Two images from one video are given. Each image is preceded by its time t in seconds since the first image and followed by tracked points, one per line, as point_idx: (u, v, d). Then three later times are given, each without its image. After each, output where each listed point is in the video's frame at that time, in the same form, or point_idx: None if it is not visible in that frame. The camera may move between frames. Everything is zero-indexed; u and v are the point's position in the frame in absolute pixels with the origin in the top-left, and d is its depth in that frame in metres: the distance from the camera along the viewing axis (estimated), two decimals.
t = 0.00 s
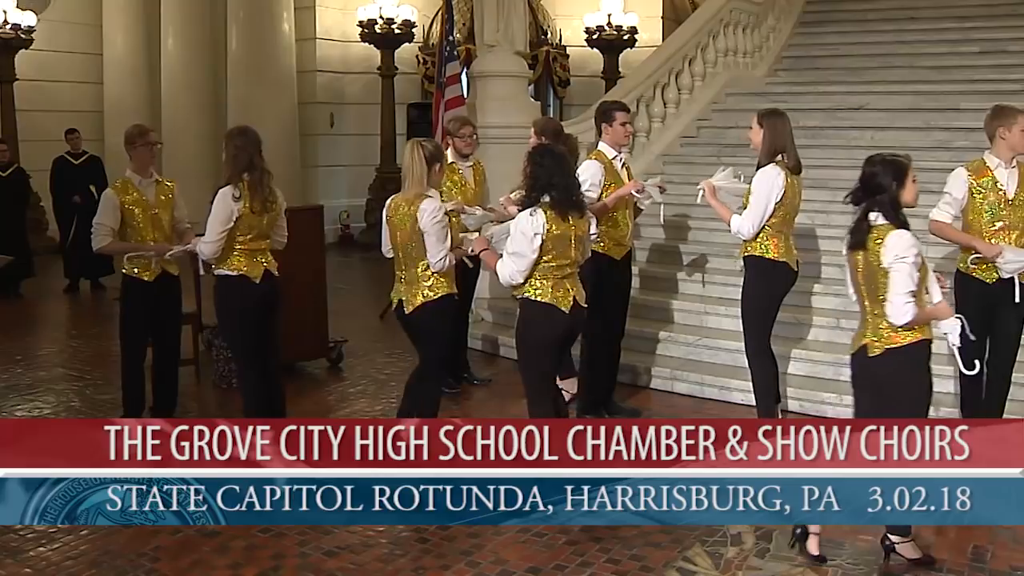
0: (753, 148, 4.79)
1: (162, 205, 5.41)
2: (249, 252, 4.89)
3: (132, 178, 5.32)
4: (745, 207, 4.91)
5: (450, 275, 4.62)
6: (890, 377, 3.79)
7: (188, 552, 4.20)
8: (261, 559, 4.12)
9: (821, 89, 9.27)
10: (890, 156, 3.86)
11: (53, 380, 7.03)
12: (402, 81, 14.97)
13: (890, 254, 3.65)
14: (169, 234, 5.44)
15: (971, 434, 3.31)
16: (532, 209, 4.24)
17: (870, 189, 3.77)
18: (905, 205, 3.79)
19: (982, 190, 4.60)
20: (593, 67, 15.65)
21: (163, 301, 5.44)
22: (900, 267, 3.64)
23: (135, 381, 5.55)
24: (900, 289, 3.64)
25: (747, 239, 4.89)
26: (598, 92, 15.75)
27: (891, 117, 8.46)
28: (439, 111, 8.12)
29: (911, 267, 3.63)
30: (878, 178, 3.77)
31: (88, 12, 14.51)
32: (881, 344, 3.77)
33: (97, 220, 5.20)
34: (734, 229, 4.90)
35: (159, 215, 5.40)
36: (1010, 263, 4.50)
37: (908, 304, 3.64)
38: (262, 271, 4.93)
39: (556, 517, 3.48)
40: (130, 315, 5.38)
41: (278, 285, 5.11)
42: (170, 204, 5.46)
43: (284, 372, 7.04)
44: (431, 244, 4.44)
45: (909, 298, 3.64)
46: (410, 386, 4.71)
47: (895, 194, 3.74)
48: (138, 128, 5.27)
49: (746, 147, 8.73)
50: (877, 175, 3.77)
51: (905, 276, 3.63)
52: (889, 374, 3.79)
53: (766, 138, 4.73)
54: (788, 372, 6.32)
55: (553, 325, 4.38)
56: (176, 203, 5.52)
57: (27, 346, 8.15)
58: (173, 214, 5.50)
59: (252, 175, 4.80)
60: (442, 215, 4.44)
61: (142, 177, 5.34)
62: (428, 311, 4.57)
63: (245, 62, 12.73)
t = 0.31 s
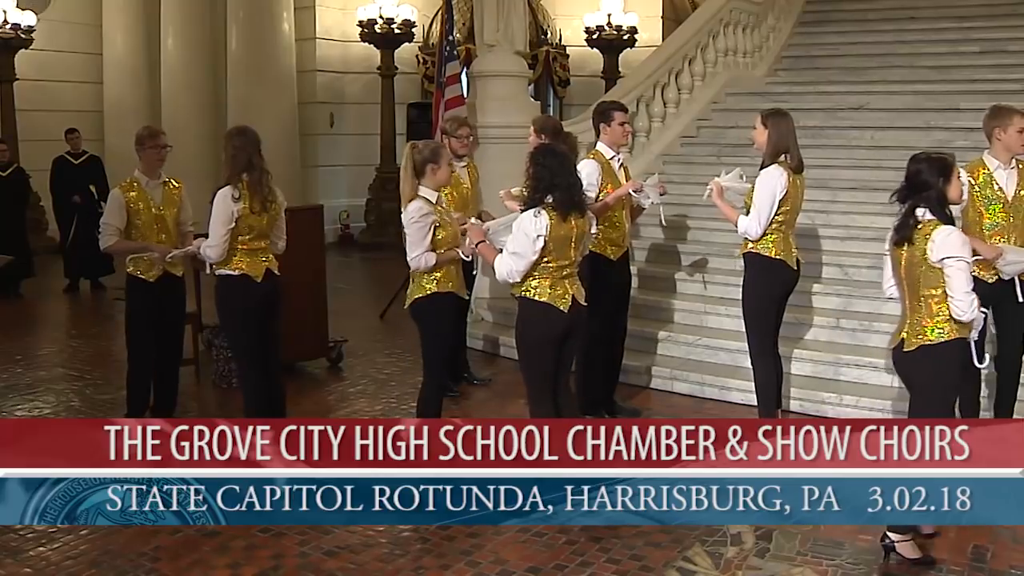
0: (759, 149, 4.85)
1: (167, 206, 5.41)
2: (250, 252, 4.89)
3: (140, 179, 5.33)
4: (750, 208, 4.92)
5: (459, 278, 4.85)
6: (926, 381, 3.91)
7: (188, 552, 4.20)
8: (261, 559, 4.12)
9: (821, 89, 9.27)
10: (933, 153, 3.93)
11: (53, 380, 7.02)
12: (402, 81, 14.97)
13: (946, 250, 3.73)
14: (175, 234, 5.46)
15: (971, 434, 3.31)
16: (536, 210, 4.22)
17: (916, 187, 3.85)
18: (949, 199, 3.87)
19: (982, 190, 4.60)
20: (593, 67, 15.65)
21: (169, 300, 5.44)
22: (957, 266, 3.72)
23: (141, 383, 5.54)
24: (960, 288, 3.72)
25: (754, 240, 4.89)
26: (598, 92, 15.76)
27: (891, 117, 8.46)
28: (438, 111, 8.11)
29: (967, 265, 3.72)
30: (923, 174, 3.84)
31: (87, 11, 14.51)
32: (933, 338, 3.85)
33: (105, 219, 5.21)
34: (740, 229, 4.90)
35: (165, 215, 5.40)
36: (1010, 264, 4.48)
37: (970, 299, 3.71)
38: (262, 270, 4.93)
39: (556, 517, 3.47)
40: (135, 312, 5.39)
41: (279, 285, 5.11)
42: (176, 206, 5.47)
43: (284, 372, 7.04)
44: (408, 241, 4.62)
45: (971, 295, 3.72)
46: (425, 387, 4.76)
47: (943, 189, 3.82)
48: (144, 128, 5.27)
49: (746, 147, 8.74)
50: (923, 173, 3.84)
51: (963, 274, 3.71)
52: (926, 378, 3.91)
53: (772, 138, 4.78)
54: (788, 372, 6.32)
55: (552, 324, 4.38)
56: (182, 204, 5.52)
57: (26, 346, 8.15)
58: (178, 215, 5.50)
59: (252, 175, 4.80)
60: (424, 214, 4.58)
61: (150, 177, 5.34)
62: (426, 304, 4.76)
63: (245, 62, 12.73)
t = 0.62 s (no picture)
0: (760, 148, 4.85)
1: (165, 205, 5.42)
2: (250, 252, 4.89)
3: (138, 178, 5.34)
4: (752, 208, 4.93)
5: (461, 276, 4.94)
6: (959, 378, 3.96)
7: (188, 551, 4.19)
8: (261, 559, 4.12)
9: (821, 89, 9.27)
10: (975, 158, 3.96)
11: (53, 380, 7.02)
12: (402, 81, 14.97)
13: (971, 255, 3.77)
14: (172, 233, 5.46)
15: (971, 434, 3.31)
16: (541, 209, 4.22)
17: (955, 190, 3.88)
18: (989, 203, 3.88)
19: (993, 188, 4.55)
20: (593, 67, 15.66)
21: (165, 299, 5.45)
22: (978, 271, 3.75)
23: (142, 386, 5.59)
24: (980, 291, 3.75)
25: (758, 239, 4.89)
26: (598, 92, 15.77)
27: (892, 117, 8.46)
28: (439, 111, 8.11)
29: (989, 270, 3.74)
30: (962, 178, 3.87)
31: (87, 11, 14.51)
32: (963, 337, 3.92)
33: (103, 216, 5.21)
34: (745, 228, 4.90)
35: (162, 213, 5.41)
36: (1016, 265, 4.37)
37: (992, 305, 3.74)
38: (263, 270, 4.92)
39: (556, 516, 3.47)
40: (131, 314, 5.39)
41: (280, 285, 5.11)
42: (173, 204, 5.48)
43: (284, 372, 7.03)
44: (398, 229, 4.71)
45: (992, 298, 3.74)
46: (425, 387, 4.76)
47: (980, 195, 3.83)
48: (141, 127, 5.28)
49: (747, 146, 8.74)
50: (960, 176, 3.87)
51: (985, 279, 3.74)
52: (962, 374, 3.95)
53: (775, 138, 4.78)
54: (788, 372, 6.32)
55: (555, 323, 4.38)
56: (180, 204, 5.53)
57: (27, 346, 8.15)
58: (175, 215, 5.51)
59: (252, 174, 4.80)
60: (416, 206, 4.67)
61: (148, 176, 5.35)
62: (428, 301, 4.80)
63: (245, 61, 12.73)
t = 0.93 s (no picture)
0: (759, 147, 4.86)
1: (160, 204, 5.44)
2: (251, 252, 4.89)
3: (131, 177, 5.35)
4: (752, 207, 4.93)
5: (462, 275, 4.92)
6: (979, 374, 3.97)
7: (188, 552, 4.19)
8: (261, 559, 4.12)
9: (820, 89, 9.27)
10: (1005, 157, 3.95)
11: (53, 380, 7.02)
12: (402, 81, 14.97)
13: (981, 250, 3.83)
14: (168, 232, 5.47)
15: (971, 434, 3.32)
16: (545, 208, 4.22)
17: (980, 187, 3.91)
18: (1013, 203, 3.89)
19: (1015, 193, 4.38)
20: (593, 67, 15.65)
21: (162, 300, 5.45)
22: (984, 266, 3.82)
23: (140, 387, 5.59)
24: (986, 287, 3.81)
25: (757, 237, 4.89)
26: (598, 92, 15.77)
27: (892, 117, 8.46)
28: (438, 110, 8.11)
29: (996, 267, 3.80)
30: (988, 176, 3.89)
31: (86, 11, 14.51)
32: (971, 331, 3.96)
33: (98, 216, 5.23)
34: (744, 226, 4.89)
35: (157, 213, 5.42)
36: None
37: (994, 301, 3.79)
38: (263, 270, 4.93)
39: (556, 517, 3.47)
40: (128, 318, 5.37)
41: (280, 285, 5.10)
42: (168, 204, 5.49)
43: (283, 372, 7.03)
44: (394, 226, 4.75)
45: (995, 294, 3.80)
46: (418, 384, 4.80)
47: (1004, 194, 3.85)
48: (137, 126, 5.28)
49: (747, 147, 8.74)
50: (985, 173, 3.89)
51: (991, 275, 3.80)
52: (982, 372, 3.96)
53: (774, 138, 4.79)
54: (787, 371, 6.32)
55: (556, 323, 4.38)
56: (174, 204, 5.54)
57: (28, 346, 8.15)
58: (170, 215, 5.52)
59: (252, 175, 4.80)
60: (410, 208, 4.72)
61: (141, 176, 5.36)
62: (428, 300, 4.80)
63: (244, 61, 12.72)
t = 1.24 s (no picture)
0: (759, 148, 4.86)
1: (156, 204, 5.43)
2: (250, 252, 4.88)
3: (128, 177, 5.35)
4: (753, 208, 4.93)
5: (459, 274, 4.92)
6: (994, 370, 3.95)
7: (188, 551, 4.19)
8: (261, 559, 4.12)
9: (820, 89, 9.27)
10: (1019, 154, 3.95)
11: (53, 380, 7.02)
12: (402, 81, 14.97)
13: (990, 243, 3.85)
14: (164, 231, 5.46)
15: (971, 434, 3.31)
16: (546, 208, 4.22)
17: (991, 183, 3.92)
18: None
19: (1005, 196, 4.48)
20: (593, 67, 15.65)
21: (160, 301, 5.45)
22: (994, 257, 3.82)
23: (139, 388, 5.59)
24: (995, 276, 3.81)
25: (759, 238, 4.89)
26: (598, 91, 15.77)
27: (892, 117, 8.46)
28: (438, 111, 8.11)
29: (1005, 259, 3.80)
30: (998, 173, 3.90)
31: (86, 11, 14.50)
32: (988, 329, 3.95)
33: (94, 216, 5.23)
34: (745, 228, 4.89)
35: (153, 213, 5.42)
36: None
37: (1000, 292, 3.79)
38: (263, 270, 4.92)
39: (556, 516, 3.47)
40: (126, 319, 5.39)
41: (280, 285, 5.10)
42: (164, 204, 5.49)
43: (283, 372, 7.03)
44: (390, 228, 4.73)
45: (1000, 286, 3.80)
46: (414, 383, 4.80)
47: (1013, 192, 3.86)
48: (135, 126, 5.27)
49: (747, 147, 8.74)
50: (996, 170, 3.90)
51: (1000, 264, 3.81)
52: (994, 368, 3.95)
53: (773, 139, 4.79)
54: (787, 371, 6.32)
55: (555, 323, 4.37)
56: (170, 204, 5.54)
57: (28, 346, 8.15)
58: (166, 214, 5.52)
59: (252, 175, 4.80)
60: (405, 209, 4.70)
61: (137, 175, 5.36)
62: (427, 301, 4.79)
63: (243, 61, 12.72)
